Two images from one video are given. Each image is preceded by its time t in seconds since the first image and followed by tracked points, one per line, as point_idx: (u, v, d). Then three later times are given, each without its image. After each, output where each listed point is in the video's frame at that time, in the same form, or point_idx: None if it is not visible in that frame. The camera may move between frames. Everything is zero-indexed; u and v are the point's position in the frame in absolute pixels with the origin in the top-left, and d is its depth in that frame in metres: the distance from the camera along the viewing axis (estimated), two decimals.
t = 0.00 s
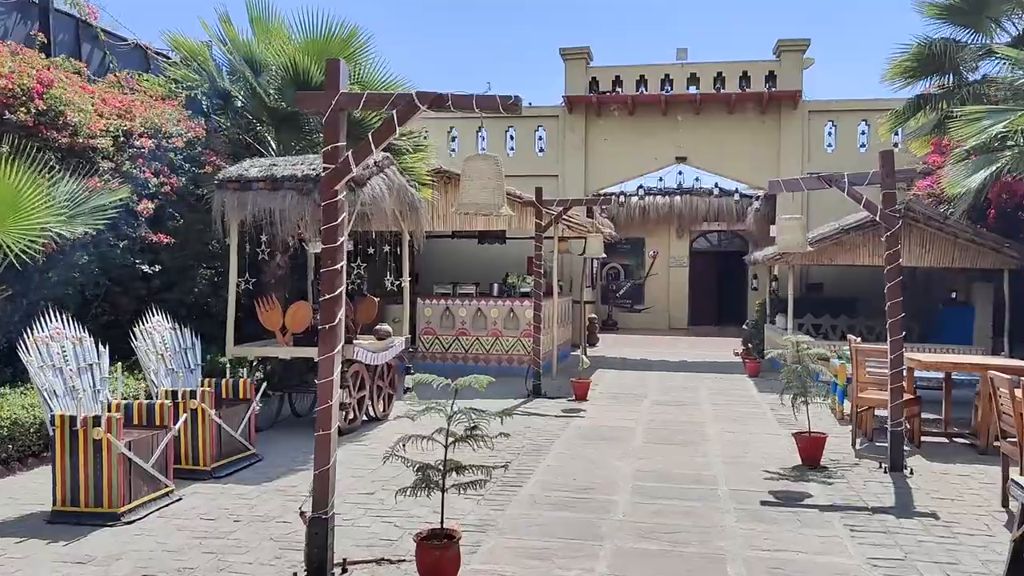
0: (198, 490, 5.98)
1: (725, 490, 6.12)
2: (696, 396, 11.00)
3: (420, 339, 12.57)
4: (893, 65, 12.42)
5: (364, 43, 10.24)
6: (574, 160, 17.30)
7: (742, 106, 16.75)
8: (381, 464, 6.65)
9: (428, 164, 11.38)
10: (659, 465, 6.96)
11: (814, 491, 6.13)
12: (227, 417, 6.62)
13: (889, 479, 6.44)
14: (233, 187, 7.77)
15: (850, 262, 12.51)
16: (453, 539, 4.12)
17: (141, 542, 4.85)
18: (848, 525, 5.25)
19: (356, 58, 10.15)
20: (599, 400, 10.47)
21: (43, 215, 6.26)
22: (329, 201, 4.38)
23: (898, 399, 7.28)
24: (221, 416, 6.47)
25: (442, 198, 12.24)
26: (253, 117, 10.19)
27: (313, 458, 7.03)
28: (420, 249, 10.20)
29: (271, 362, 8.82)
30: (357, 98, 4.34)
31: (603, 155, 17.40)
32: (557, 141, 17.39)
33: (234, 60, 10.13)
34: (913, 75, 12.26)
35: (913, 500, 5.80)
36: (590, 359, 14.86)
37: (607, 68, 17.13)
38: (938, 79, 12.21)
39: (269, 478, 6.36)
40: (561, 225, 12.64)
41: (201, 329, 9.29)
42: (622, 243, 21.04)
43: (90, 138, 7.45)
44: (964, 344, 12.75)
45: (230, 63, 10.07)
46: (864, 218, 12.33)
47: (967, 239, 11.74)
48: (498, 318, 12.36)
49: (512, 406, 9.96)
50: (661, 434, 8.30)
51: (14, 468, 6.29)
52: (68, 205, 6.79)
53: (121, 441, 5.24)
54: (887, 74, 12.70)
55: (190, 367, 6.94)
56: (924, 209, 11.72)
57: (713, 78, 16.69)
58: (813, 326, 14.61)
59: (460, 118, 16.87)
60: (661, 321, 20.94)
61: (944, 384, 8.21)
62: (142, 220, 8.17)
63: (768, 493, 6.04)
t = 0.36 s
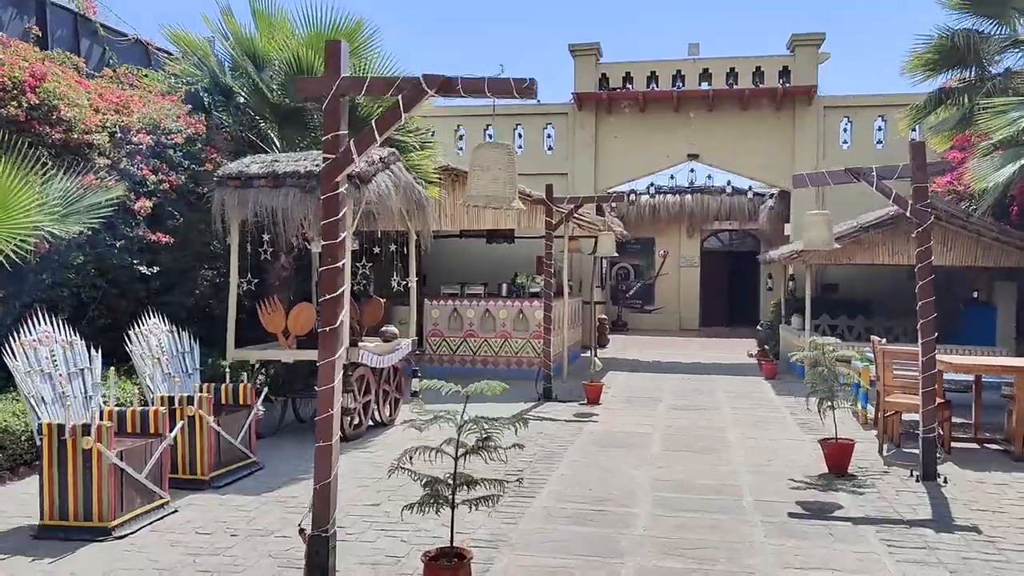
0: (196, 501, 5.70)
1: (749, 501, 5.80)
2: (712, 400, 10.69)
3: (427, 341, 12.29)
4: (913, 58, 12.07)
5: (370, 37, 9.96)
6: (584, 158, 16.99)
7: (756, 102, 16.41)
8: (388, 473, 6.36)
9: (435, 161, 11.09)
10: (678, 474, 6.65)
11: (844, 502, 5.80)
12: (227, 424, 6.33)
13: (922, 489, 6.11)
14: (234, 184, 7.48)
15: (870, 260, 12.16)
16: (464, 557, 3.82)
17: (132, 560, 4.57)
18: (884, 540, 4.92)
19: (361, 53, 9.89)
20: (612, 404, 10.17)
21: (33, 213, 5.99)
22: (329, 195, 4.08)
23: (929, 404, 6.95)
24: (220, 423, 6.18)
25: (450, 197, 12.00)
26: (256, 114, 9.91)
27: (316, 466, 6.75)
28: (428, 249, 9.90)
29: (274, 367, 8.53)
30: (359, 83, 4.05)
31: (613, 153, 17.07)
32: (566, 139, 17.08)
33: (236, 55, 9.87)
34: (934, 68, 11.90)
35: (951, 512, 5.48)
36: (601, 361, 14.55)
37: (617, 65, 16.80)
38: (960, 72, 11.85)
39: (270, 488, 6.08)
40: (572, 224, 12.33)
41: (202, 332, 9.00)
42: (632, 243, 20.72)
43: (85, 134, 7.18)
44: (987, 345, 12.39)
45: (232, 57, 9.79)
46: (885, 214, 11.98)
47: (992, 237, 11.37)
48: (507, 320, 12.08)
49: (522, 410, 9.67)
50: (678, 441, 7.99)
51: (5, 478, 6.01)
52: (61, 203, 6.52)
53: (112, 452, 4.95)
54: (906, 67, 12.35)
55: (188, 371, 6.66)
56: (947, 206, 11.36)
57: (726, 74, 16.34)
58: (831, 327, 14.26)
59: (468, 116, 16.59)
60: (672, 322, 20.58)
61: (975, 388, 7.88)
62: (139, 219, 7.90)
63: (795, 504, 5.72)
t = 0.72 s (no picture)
0: (194, 514, 5.46)
1: (775, 514, 5.50)
2: (731, 406, 10.39)
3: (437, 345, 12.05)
4: (937, 52, 11.72)
5: (378, 35, 9.76)
6: (598, 158, 16.70)
7: (773, 99, 16.07)
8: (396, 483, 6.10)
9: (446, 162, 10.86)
10: (699, 485, 6.37)
11: (876, 515, 5.49)
12: (229, 433, 6.08)
13: (958, 501, 5.78)
14: (237, 184, 7.24)
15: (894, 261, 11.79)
16: None
17: None
18: (922, 559, 4.60)
19: (369, 51, 9.69)
20: (628, 410, 9.88)
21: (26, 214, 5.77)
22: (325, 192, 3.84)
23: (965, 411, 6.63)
24: (221, 432, 5.94)
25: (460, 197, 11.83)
26: (262, 114, 9.70)
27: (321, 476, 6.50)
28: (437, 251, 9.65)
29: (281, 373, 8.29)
30: (358, 70, 3.80)
31: (628, 152, 16.74)
32: (579, 139, 16.81)
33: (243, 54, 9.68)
34: (959, 63, 11.54)
35: (991, 527, 5.15)
36: (616, 365, 14.25)
37: (632, 63, 16.50)
38: (986, 66, 11.48)
39: (272, 500, 5.83)
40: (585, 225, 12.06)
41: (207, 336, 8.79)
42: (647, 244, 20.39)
43: (83, 134, 6.97)
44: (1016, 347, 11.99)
45: (238, 56, 9.57)
46: (909, 214, 11.66)
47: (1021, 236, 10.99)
48: (520, 323, 11.81)
49: (535, 416, 9.41)
50: (698, 450, 7.69)
51: None
52: (56, 204, 6.31)
53: (104, 464, 4.71)
54: (930, 62, 11.99)
55: (188, 378, 6.43)
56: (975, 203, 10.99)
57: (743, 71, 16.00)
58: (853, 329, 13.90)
59: (480, 116, 16.35)
60: (688, 324, 20.24)
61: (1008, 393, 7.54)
62: (140, 221, 7.70)
63: (824, 518, 5.41)
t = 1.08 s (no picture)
0: (192, 529, 5.21)
1: (806, 533, 5.15)
2: (756, 414, 10.03)
3: (453, 349, 11.79)
4: (973, 44, 11.24)
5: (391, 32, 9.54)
6: (619, 157, 16.33)
7: (800, 97, 15.62)
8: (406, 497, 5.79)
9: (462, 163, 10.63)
10: (723, 500, 6.03)
11: (916, 534, 5.12)
12: (232, 443, 5.83)
13: (1005, 520, 5.39)
14: (243, 184, 6.98)
15: (928, 263, 11.33)
16: None
17: None
18: None
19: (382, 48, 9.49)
20: (650, 417, 9.55)
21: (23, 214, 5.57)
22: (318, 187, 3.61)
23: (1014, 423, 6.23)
24: (223, 441, 5.69)
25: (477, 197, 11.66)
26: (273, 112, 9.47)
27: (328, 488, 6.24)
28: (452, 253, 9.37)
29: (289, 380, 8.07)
30: (351, 59, 3.57)
31: (651, 151, 16.35)
32: (600, 137, 16.45)
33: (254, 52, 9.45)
34: (996, 56, 11.06)
35: None
36: (637, 370, 13.90)
37: (654, 59, 16.13)
38: None
39: (275, 514, 5.56)
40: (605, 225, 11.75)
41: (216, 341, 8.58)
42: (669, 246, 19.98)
43: (86, 132, 6.77)
44: None
45: (250, 54, 9.28)
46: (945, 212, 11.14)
47: None
48: (538, 327, 11.50)
49: (554, 424, 9.11)
50: (723, 462, 7.33)
51: None
52: (56, 204, 6.10)
53: (94, 478, 4.47)
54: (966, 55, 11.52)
55: (189, 386, 6.21)
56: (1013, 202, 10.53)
57: (769, 68, 15.58)
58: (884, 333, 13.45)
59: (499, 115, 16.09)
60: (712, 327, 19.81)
61: None
62: (147, 222, 7.58)
63: (861, 538, 5.05)
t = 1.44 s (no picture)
0: (190, 542, 4.95)
1: (843, 553, 4.79)
2: (784, 421, 9.64)
3: (471, 351, 11.51)
4: (1012, 36, 10.75)
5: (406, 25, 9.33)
6: (642, 156, 15.97)
7: (829, 93, 15.15)
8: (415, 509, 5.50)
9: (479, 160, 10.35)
10: (752, 514, 5.68)
11: (962, 555, 4.73)
12: (234, 451, 5.56)
13: None
14: (250, 181, 6.70)
15: (965, 264, 10.86)
16: None
17: None
18: None
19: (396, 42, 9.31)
20: (673, 424, 9.20)
21: (20, 210, 5.37)
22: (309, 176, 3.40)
23: None
24: (225, 449, 5.43)
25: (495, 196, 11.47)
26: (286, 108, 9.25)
27: (335, 498, 5.97)
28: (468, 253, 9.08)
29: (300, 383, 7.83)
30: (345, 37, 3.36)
31: (675, 149, 15.95)
32: (622, 136, 16.11)
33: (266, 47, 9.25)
34: None
35: None
36: (660, 373, 13.54)
37: (678, 56, 15.76)
38: None
39: (277, 526, 5.29)
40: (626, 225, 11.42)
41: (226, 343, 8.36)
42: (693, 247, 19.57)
43: (88, 128, 6.56)
44: None
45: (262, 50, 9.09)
46: (982, 211, 10.67)
47: None
48: (558, 329, 11.19)
49: (573, 431, 8.79)
50: (750, 473, 6.98)
51: None
52: (56, 200, 5.88)
53: (82, 491, 4.21)
54: (1004, 47, 11.03)
55: (192, 391, 5.97)
56: None
57: (796, 64, 15.15)
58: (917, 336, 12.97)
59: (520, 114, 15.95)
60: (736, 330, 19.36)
61: None
62: (152, 221, 7.38)
63: (902, 559, 4.68)
